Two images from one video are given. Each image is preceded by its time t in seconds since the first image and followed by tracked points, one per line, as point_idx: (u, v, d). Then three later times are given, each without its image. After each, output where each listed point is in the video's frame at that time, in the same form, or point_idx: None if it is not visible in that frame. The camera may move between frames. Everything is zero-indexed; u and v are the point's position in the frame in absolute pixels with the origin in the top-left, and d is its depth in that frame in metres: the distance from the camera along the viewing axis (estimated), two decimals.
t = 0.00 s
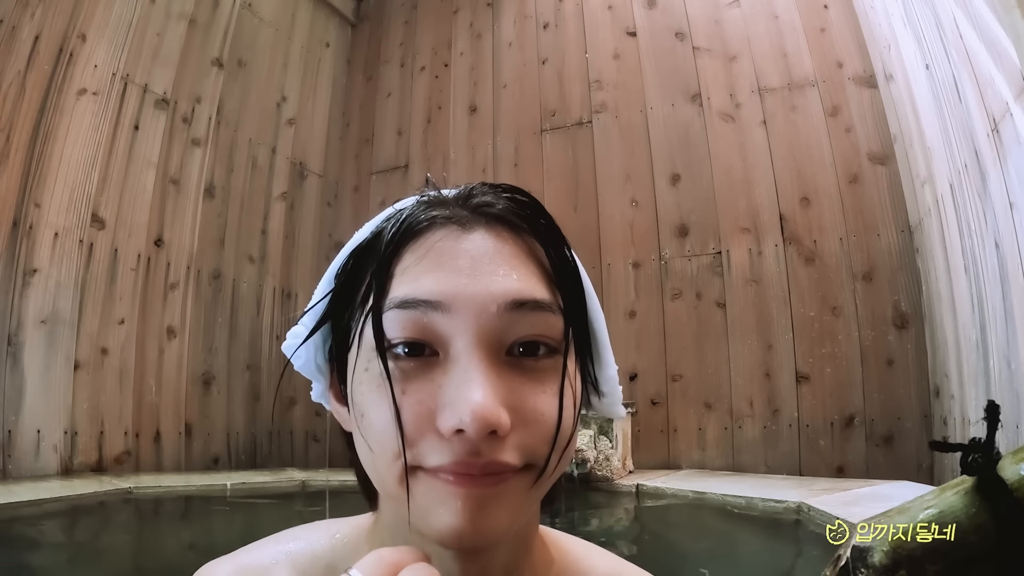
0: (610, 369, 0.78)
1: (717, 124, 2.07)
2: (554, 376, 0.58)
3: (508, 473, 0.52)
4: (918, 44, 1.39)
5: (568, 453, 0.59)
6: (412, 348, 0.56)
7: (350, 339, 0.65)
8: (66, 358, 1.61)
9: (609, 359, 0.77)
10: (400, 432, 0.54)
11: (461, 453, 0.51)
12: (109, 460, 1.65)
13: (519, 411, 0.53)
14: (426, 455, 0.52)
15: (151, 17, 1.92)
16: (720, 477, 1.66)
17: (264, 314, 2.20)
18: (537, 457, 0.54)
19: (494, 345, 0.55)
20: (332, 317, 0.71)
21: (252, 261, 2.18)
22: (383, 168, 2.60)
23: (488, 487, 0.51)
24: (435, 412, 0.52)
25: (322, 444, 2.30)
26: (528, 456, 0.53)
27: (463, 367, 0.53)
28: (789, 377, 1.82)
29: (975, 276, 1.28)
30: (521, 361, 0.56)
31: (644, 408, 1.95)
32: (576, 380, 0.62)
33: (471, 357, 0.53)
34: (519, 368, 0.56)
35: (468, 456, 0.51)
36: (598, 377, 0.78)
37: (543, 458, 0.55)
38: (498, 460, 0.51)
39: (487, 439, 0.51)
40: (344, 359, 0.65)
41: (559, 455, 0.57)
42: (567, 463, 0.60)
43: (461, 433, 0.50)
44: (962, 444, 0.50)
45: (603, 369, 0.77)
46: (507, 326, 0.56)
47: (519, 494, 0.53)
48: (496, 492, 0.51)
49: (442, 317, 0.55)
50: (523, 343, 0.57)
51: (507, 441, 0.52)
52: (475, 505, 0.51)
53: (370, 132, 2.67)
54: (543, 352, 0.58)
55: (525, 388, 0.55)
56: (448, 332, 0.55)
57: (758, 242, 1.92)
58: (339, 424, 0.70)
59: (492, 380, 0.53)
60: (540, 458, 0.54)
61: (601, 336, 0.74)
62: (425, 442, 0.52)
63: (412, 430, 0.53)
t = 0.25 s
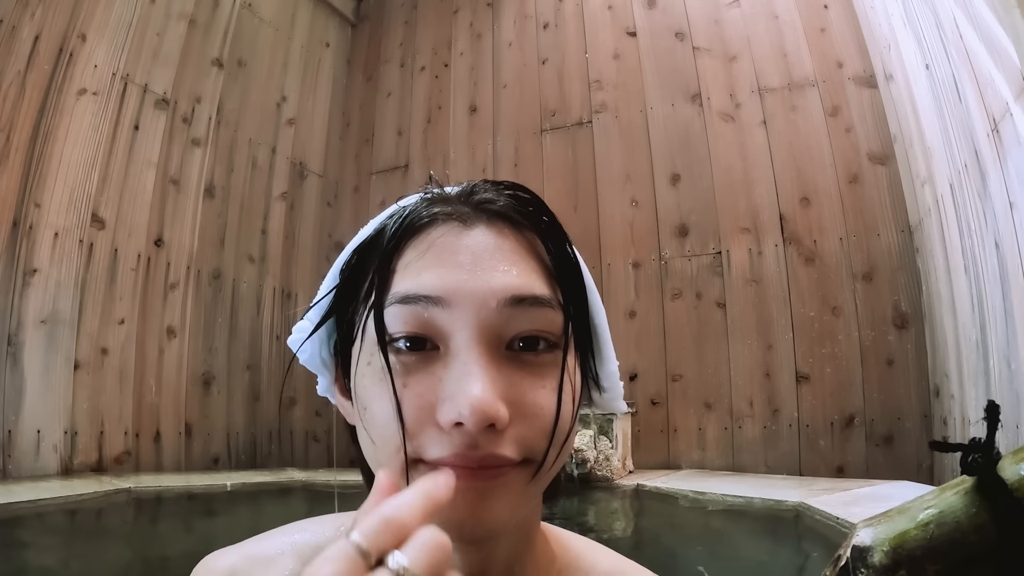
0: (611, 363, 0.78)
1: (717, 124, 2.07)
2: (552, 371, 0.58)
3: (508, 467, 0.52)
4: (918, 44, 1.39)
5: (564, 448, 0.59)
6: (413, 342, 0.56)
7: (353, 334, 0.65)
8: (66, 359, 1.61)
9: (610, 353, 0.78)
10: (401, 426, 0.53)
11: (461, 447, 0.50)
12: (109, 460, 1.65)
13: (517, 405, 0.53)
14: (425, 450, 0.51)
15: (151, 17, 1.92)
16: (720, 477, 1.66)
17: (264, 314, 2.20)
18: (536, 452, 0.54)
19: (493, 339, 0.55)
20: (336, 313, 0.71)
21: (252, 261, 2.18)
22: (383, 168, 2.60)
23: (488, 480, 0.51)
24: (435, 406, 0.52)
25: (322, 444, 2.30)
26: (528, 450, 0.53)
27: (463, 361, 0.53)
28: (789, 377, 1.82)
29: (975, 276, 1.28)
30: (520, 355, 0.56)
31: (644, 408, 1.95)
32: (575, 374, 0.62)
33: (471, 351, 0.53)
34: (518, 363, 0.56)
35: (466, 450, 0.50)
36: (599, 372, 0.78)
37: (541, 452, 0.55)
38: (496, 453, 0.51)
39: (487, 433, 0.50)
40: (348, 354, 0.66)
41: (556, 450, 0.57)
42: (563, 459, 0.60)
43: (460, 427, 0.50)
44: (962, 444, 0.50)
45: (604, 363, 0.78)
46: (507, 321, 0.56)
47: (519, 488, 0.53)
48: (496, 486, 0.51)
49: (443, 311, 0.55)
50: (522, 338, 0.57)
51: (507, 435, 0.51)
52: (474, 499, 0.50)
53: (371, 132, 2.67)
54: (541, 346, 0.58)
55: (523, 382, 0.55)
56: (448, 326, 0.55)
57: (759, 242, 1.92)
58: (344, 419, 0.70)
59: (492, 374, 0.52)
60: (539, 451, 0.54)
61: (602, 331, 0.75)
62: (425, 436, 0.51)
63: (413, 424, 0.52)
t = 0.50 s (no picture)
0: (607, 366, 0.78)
1: (717, 124, 2.07)
2: (550, 376, 0.58)
3: (504, 475, 0.51)
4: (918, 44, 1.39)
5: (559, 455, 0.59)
6: (412, 350, 0.56)
7: (352, 342, 0.65)
8: (66, 359, 1.61)
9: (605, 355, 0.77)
10: (402, 433, 0.54)
11: (458, 452, 0.51)
12: (109, 460, 1.65)
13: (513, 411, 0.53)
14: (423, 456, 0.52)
15: (151, 17, 1.92)
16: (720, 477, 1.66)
17: (264, 314, 2.20)
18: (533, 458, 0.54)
19: (490, 346, 0.55)
20: (334, 321, 0.71)
21: (252, 261, 2.18)
22: (383, 168, 2.60)
23: (483, 487, 0.51)
24: (435, 413, 0.52)
25: (322, 444, 2.30)
26: (524, 458, 0.53)
27: (461, 367, 0.53)
28: (789, 377, 1.82)
29: (975, 276, 1.28)
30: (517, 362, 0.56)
31: (644, 408, 1.95)
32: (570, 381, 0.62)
33: (469, 359, 0.53)
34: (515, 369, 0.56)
35: (461, 457, 0.50)
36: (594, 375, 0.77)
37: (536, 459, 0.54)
38: (490, 461, 0.51)
39: (482, 439, 0.51)
40: (347, 362, 0.65)
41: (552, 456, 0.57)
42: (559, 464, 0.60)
43: (457, 433, 0.50)
44: (962, 444, 0.50)
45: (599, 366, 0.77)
46: (505, 327, 0.55)
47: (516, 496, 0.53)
48: (492, 493, 0.51)
49: (441, 319, 0.55)
50: (519, 345, 0.56)
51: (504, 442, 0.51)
52: (469, 505, 0.51)
53: (370, 132, 2.67)
54: (538, 353, 0.58)
55: (519, 390, 0.55)
56: (447, 333, 0.54)
57: (759, 242, 1.92)
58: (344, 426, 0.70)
59: (490, 380, 0.52)
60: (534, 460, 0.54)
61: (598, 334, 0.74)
62: (425, 442, 0.52)
63: (412, 431, 0.53)
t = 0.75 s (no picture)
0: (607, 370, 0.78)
1: (717, 124, 2.07)
2: (550, 380, 0.58)
3: (505, 479, 0.51)
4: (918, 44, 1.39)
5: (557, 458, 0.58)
6: (414, 353, 0.56)
7: (353, 346, 0.65)
8: (66, 359, 1.61)
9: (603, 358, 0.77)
10: (402, 438, 0.53)
11: (461, 457, 0.50)
12: (109, 460, 1.65)
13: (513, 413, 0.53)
14: (425, 461, 0.51)
15: (151, 17, 1.92)
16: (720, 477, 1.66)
17: (264, 314, 2.20)
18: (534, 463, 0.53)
19: (491, 348, 0.55)
20: (335, 325, 0.71)
21: (252, 261, 2.18)
22: (383, 168, 2.60)
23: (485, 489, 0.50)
24: (437, 417, 0.52)
25: (322, 443, 2.31)
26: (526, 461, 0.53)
27: (463, 370, 0.53)
28: (789, 377, 1.82)
29: (975, 276, 1.28)
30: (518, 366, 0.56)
31: (644, 408, 1.95)
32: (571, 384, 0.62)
33: (471, 361, 0.53)
34: (516, 372, 0.56)
35: (464, 460, 0.50)
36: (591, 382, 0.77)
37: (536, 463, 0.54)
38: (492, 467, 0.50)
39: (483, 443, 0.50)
40: (347, 367, 0.65)
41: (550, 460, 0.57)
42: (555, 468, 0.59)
43: (459, 437, 0.50)
44: (962, 444, 0.50)
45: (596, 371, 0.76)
46: (505, 330, 0.56)
47: (517, 501, 0.52)
48: (495, 497, 0.51)
49: (443, 321, 0.55)
50: (519, 348, 0.56)
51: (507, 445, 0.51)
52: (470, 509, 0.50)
53: (371, 132, 2.67)
54: (537, 357, 0.58)
55: (519, 393, 0.54)
56: (449, 336, 0.55)
57: (758, 242, 1.92)
58: (344, 431, 0.70)
59: (492, 382, 0.52)
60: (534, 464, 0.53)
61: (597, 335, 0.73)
62: (426, 446, 0.51)
63: (414, 435, 0.52)
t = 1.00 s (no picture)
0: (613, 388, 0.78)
1: (717, 124, 2.07)
2: (561, 390, 0.58)
3: (516, 490, 0.51)
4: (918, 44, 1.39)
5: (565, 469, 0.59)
6: (427, 357, 0.56)
7: (361, 347, 0.65)
8: (66, 359, 1.61)
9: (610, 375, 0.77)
10: (413, 441, 0.53)
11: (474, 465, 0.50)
12: (109, 460, 1.65)
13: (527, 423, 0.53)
14: (436, 467, 0.52)
15: (151, 17, 1.92)
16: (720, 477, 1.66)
17: (264, 314, 2.20)
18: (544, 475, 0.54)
19: (506, 357, 0.55)
20: (344, 324, 0.70)
21: (253, 261, 2.18)
22: (383, 168, 2.60)
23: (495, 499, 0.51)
24: (450, 423, 0.52)
25: (322, 444, 2.31)
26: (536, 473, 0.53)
27: (478, 377, 0.53)
28: (789, 377, 1.82)
29: (975, 276, 1.28)
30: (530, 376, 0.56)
31: (644, 408, 1.95)
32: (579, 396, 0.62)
33: (486, 368, 0.54)
34: (529, 382, 0.56)
35: (474, 470, 0.50)
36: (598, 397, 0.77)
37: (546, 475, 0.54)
38: (504, 477, 0.50)
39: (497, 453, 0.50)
40: (354, 367, 0.65)
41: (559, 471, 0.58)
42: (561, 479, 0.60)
43: (473, 444, 0.50)
44: (963, 444, 0.50)
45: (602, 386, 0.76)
46: (521, 339, 0.56)
47: (524, 512, 0.53)
48: (504, 507, 0.51)
49: (460, 326, 0.55)
50: (534, 357, 0.57)
51: (519, 456, 0.51)
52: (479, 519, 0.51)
53: (371, 132, 2.67)
54: (550, 368, 0.58)
55: (533, 403, 0.55)
56: (464, 342, 0.55)
57: (759, 242, 1.92)
58: (345, 432, 0.69)
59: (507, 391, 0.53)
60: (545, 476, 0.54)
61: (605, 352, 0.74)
62: (437, 451, 0.52)
63: (425, 439, 0.53)
